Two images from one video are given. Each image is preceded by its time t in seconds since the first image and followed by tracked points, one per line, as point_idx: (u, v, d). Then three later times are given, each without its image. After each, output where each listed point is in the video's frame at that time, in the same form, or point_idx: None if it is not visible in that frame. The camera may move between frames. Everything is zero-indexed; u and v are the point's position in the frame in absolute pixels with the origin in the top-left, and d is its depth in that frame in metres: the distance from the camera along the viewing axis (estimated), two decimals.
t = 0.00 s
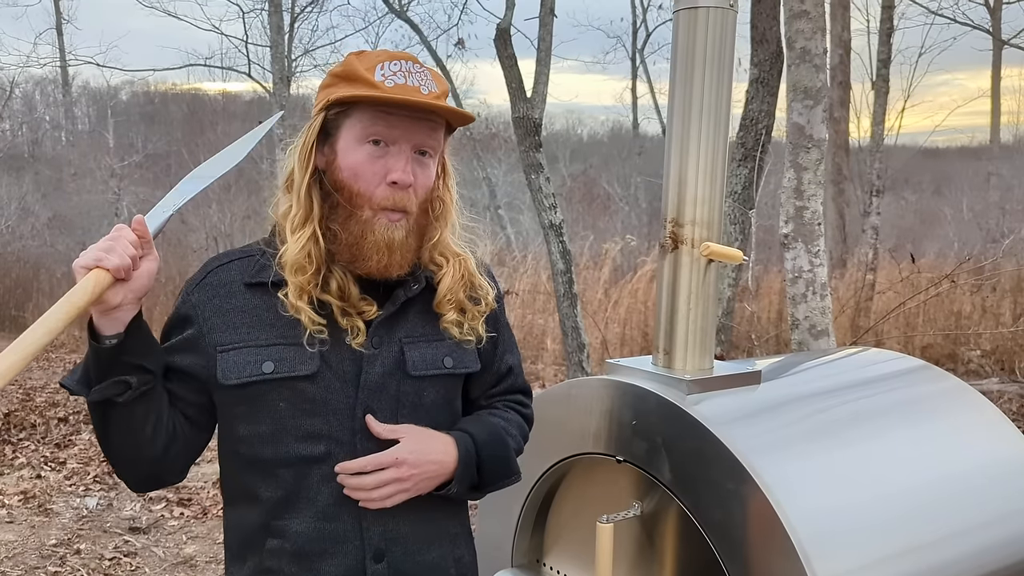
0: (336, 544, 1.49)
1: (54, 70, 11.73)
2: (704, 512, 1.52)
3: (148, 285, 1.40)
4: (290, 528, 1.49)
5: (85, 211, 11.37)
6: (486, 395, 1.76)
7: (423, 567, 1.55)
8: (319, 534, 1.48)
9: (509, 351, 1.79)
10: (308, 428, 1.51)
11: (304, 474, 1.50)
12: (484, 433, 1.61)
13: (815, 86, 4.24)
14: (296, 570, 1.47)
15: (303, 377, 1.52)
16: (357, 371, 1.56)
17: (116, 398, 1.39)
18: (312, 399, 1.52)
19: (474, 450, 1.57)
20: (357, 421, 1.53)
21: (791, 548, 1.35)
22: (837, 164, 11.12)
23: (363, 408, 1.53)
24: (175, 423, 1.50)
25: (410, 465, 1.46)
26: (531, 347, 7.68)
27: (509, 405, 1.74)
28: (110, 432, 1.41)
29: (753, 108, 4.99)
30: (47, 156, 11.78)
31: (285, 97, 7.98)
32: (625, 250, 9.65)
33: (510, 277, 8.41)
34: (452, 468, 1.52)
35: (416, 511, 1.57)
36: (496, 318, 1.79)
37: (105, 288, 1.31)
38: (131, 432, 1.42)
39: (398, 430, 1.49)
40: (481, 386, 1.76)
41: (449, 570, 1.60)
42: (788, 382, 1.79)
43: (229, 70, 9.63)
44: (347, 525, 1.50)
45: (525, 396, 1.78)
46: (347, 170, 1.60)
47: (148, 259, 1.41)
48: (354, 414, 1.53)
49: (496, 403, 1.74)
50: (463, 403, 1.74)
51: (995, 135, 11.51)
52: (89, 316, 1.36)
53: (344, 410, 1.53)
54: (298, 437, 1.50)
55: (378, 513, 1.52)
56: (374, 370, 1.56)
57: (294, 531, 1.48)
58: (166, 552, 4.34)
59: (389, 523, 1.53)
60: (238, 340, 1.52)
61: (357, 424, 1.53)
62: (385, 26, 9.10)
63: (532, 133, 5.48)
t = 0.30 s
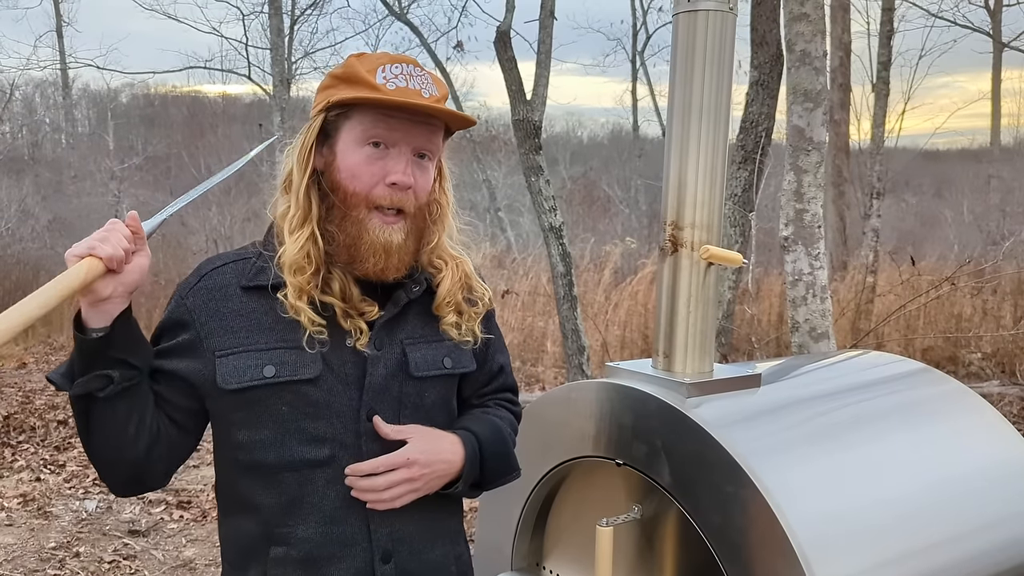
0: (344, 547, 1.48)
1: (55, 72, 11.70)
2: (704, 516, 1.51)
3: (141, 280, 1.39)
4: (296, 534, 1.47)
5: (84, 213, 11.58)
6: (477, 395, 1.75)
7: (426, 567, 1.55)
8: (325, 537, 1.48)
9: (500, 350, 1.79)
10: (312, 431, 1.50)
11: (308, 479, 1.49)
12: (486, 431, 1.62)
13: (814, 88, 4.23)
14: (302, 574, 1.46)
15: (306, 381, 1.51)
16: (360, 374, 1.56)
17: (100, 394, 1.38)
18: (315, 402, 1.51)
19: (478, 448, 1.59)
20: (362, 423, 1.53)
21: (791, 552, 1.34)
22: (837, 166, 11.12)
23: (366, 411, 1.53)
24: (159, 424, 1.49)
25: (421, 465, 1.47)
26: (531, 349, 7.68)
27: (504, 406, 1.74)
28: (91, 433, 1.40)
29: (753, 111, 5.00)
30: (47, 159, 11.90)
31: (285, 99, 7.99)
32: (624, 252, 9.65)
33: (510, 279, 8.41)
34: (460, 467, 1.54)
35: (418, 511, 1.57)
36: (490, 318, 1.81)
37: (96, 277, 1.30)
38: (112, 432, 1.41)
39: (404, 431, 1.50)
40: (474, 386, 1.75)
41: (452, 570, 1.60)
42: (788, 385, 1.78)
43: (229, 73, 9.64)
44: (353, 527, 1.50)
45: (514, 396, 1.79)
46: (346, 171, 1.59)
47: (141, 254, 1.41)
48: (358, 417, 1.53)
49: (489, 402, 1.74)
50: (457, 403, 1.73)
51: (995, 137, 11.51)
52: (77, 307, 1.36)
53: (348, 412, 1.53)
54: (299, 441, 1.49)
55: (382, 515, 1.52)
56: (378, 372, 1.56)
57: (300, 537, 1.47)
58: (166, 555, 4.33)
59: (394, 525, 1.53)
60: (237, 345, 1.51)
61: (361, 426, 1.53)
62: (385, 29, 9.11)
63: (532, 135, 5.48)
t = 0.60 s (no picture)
0: (331, 547, 1.48)
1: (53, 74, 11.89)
2: (704, 518, 1.50)
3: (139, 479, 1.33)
4: (284, 532, 1.47)
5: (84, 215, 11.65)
6: (472, 401, 1.75)
7: (417, 569, 1.55)
8: (314, 537, 1.47)
9: (494, 354, 1.79)
10: (303, 430, 1.49)
11: (298, 477, 1.48)
12: (476, 433, 1.62)
13: (814, 90, 4.22)
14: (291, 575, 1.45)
15: (300, 378, 1.50)
16: (353, 372, 1.56)
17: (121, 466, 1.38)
18: (308, 400, 1.51)
19: (468, 449, 1.58)
20: (353, 422, 1.52)
21: (791, 553, 1.33)
22: (838, 168, 11.11)
23: (358, 410, 1.53)
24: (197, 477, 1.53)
25: (409, 465, 1.47)
26: (531, 351, 7.66)
27: (497, 411, 1.74)
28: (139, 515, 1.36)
29: (753, 113, 4.99)
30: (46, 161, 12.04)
31: (284, 101, 7.98)
32: (625, 254, 9.66)
33: (510, 281, 8.41)
34: (449, 467, 1.53)
35: (410, 512, 1.57)
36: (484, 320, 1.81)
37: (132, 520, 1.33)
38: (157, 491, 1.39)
39: (393, 431, 1.50)
40: (468, 390, 1.74)
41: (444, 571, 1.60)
42: (787, 387, 1.77)
43: (229, 75, 9.64)
44: (343, 527, 1.49)
45: (510, 401, 1.79)
46: (340, 164, 1.59)
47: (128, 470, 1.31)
48: (350, 416, 1.53)
49: (481, 408, 1.73)
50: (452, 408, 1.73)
51: (996, 140, 11.53)
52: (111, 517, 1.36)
53: (340, 411, 1.52)
54: (291, 439, 1.48)
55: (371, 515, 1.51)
56: (369, 371, 1.55)
57: (288, 535, 1.47)
58: (165, 557, 4.32)
59: (384, 525, 1.52)
60: (233, 341, 1.50)
61: (353, 425, 1.52)
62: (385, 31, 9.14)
63: (532, 137, 5.48)
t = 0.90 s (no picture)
0: (337, 547, 1.47)
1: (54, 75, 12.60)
2: (705, 518, 1.49)
3: None
4: (290, 530, 1.47)
5: (85, 215, 11.76)
6: (479, 399, 1.74)
7: (423, 569, 1.54)
8: (320, 536, 1.46)
9: (502, 353, 1.77)
10: (308, 431, 1.48)
11: (306, 477, 1.48)
12: (488, 432, 1.60)
13: (815, 90, 4.21)
14: None
15: (303, 380, 1.49)
16: (357, 372, 1.54)
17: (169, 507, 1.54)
18: (312, 402, 1.49)
19: (480, 448, 1.56)
20: (359, 421, 1.51)
21: (791, 552, 1.32)
22: (838, 168, 11.09)
23: (364, 409, 1.52)
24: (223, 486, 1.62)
25: (424, 464, 1.44)
26: (532, 352, 7.65)
27: (506, 410, 1.72)
28: (191, 557, 1.53)
29: (754, 113, 4.98)
30: (46, 161, 12.27)
31: (284, 101, 7.98)
32: (626, 255, 9.66)
33: (511, 281, 8.39)
34: (462, 467, 1.51)
35: (415, 513, 1.55)
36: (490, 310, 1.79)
37: None
38: (203, 528, 1.57)
39: (408, 429, 1.46)
40: (475, 388, 1.73)
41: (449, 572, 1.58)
42: (788, 387, 1.76)
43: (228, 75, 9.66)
44: (348, 526, 1.48)
45: (515, 400, 1.78)
46: (322, 161, 1.59)
47: None
48: (356, 416, 1.52)
49: (490, 406, 1.71)
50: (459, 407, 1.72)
51: (997, 140, 11.52)
52: None
53: (346, 411, 1.52)
54: (298, 440, 1.47)
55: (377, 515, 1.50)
56: (374, 371, 1.54)
57: (295, 534, 1.46)
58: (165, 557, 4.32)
59: (390, 525, 1.51)
60: (237, 346, 1.49)
61: (359, 425, 1.51)
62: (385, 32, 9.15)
63: (533, 137, 5.46)
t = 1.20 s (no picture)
0: (324, 546, 1.48)
1: (55, 79, 12.84)
2: (707, 519, 1.48)
3: None
4: (282, 529, 1.50)
5: (86, 217, 11.81)
6: (489, 399, 1.71)
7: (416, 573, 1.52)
8: (309, 534, 1.48)
9: (511, 352, 1.73)
10: (298, 432, 1.50)
11: (299, 477, 1.50)
12: (484, 435, 1.55)
13: (817, 92, 4.20)
14: None
15: (292, 381, 1.51)
16: (344, 373, 1.54)
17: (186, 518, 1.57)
18: (301, 402, 1.51)
19: (474, 452, 1.52)
20: (347, 422, 1.51)
21: (793, 553, 1.31)
22: (841, 170, 11.06)
23: (351, 410, 1.52)
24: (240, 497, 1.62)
25: (409, 468, 1.41)
26: (534, 354, 7.65)
27: (516, 411, 1.68)
28: (210, 565, 1.56)
29: (755, 115, 4.98)
30: (48, 163, 12.35)
31: (286, 103, 7.97)
32: (628, 257, 9.65)
33: (514, 283, 8.38)
34: (452, 471, 1.47)
35: (409, 517, 1.53)
36: (492, 303, 1.75)
37: None
38: (222, 536, 1.58)
39: (396, 432, 1.44)
40: (484, 388, 1.71)
41: None
42: (791, 389, 1.74)
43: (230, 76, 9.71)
44: (336, 527, 1.48)
45: (531, 399, 1.73)
46: (314, 168, 1.59)
47: None
48: (344, 416, 1.52)
49: (501, 408, 1.68)
50: (468, 408, 1.72)
51: (999, 141, 11.51)
52: None
53: (333, 412, 1.52)
54: (289, 441, 1.50)
55: (366, 517, 1.49)
56: (361, 372, 1.54)
57: (286, 533, 1.49)
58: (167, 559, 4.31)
59: (379, 527, 1.50)
60: (231, 348, 1.54)
61: (346, 426, 1.51)
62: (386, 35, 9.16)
63: (534, 139, 5.46)
